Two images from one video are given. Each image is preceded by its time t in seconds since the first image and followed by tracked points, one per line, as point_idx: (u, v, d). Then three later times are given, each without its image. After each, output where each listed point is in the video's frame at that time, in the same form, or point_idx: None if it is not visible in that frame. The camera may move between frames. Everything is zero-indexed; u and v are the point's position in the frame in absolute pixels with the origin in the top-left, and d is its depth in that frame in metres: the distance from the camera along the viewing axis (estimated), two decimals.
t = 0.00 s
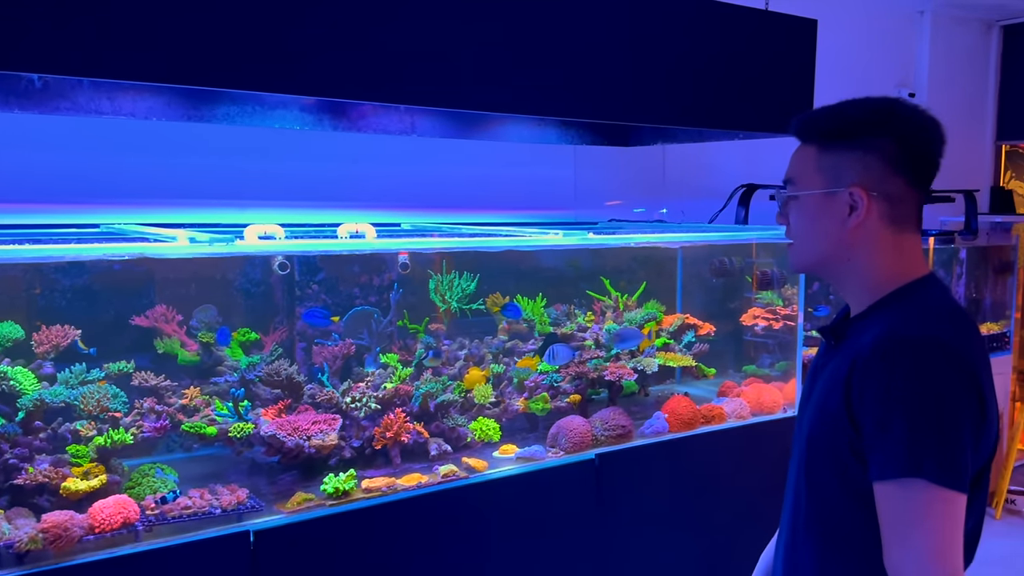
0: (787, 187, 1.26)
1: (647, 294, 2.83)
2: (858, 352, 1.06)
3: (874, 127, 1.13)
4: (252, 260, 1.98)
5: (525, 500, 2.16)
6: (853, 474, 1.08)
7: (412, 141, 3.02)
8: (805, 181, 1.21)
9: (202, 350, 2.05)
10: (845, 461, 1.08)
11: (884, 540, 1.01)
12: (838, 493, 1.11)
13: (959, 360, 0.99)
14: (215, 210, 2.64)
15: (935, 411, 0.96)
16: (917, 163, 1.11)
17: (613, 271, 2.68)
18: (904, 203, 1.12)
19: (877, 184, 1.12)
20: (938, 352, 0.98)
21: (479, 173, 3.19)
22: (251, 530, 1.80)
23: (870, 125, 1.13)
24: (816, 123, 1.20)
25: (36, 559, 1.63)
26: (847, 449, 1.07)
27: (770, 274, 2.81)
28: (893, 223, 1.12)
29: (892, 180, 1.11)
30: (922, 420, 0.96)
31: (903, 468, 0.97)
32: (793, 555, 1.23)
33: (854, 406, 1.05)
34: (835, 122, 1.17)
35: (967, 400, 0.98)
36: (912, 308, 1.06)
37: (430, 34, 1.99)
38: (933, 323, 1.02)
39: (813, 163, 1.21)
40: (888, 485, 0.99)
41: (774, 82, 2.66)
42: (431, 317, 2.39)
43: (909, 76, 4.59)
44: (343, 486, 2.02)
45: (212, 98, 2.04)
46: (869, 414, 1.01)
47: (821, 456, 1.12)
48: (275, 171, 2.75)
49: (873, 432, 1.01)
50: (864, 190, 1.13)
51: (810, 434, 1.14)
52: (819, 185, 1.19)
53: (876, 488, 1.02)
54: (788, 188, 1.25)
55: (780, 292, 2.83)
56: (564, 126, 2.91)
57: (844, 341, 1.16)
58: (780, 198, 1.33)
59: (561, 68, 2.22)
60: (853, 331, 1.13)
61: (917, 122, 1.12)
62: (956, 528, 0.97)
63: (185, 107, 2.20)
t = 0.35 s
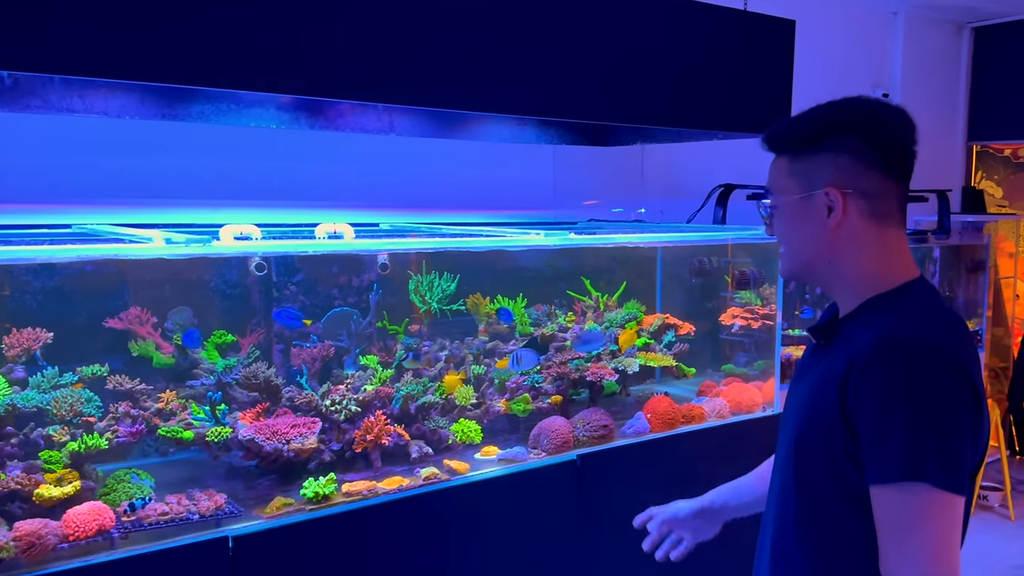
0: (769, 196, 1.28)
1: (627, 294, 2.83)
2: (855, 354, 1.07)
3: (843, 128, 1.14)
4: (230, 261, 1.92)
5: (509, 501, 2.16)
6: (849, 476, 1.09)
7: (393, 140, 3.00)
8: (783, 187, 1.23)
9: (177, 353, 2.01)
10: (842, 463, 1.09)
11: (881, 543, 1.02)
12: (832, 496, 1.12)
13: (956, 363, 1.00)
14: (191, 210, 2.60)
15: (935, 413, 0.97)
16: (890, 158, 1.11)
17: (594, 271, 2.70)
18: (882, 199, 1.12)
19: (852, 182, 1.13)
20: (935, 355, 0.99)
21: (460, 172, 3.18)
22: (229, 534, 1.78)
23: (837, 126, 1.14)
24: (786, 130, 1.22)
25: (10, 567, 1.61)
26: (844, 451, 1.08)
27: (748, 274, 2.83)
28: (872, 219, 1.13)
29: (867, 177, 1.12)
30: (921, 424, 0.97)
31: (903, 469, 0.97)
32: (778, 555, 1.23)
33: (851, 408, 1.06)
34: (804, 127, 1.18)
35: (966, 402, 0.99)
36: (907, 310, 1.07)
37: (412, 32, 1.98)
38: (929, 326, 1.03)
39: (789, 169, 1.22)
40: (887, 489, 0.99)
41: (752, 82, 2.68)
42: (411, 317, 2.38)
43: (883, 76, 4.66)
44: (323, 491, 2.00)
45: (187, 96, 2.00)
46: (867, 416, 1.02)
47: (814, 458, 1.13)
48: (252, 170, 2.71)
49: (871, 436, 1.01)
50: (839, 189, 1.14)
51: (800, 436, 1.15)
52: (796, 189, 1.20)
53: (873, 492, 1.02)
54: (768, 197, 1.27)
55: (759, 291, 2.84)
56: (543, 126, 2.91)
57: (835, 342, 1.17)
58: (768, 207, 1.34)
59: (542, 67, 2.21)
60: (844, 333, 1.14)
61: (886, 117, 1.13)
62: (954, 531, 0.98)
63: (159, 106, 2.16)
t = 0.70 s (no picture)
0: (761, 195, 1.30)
1: (611, 295, 2.87)
2: (843, 360, 1.07)
3: (823, 135, 1.14)
4: (209, 262, 1.87)
5: (494, 505, 2.17)
6: (837, 481, 1.10)
7: (376, 141, 2.98)
8: (768, 189, 1.25)
9: (158, 357, 1.98)
10: (830, 470, 1.10)
11: (867, 548, 1.03)
12: (821, 501, 1.12)
13: (945, 369, 1.00)
14: (170, 211, 2.56)
15: (920, 422, 0.98)
16: (869, 168, 1.10)
17: (577, 272, 2.69)
18: (857, 210, 1.12)
19: (827, 192, 1.14)
20: (923, 361, 1.00)
21: (442, 172, 3.16)
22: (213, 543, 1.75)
23: (818, 133, 1.14)
24: (776, 132, 1.23)
25: None
26: (831, 458, 1.09)
27: (732, 275, 2.81)
28: (846, 230, 1.14)
29: (842, 187, 1.12)
30: (909, 431, 0.98)
31: (889, 477, 0.98)
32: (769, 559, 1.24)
33: (838, 415, 1.06)
34: (789, 131, 1.19)
35: (954, 409, 0.99)
36: (895, 316, 1.08)
37: (395, 33, 1.96)
38: (917, 332, 1.04)
39: (774, 172, 1.24)
40: (874, 495, 1.00)
41: (734, 82, 2.70)
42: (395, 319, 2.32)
43: (861, 77, 4.72)
44: (308, 497, 1.97)
45: (166, 96, 1.97)
46: (854, 423, 1.03)
47: (803, 462, 1.13)
48: (230, 170, 2.66)
49: (858, 442, 1.02)
50: (812, 199, 1.15)
51: (789, 440, 1.15)
52: (777, 194, 1.22)
53: (860, 497, 1.03)
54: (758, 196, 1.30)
55: (742, 292, 2.83)
56: (526, 126, 2.91)
57: (823, 346, 1.18)
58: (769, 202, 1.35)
59: (526, 67, 2.20)
60: (832, 340, 1.15)
61: (869, 126, 1.11)
62: (941, 537, 0.98)
63: (137, 106, 2.13)
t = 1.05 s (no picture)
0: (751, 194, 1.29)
1: (597, 295, 2.81)
2: (834, 361, 1.08)
3: (816, 136, 1.14)
4: (191, 263, 1.85)
5: (481, 506, 2.16)
6: (828, 481, 1.10)
7: (359, 139, 2.96)
8: (758, 188, 1.25)
9: (138, 359, 1.92)
10: (822, 471, 1.10)
11: (859, 549, 1.03)
12: (811, 501, 1.13)
13: (934, 369, 1.01)
14: (151, 211, 2.52)
15: (912, 422, 0.99)
16: (862, 170, 1.11)
17: (563, 272, 2.65)
18: (848, 211, 1.12)
19: (818, 193, 1.14)
20: (912, 362, 1.01)
21: (427, 172, 3.15)
22: (199, 548, 1.74)
23: (810, 134, 1.14)
24: (769, 131, 1.23)
25: None
26: (823, 459, 1.09)
27: (719, 274, 2.85)
28: (837, 231, 1.14)
29: (834, 188, 1.13)
30: (899, 431, 0.99)
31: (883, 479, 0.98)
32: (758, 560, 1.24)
33: (829, 415, 1.07)
34: (781, 131, 1.19)
35: (943, 409, 1.00)
36: (884, 317, 1.08)
37: (380, 30, 1.94)
38: (906, 332, 1.05)
39: (765, 170, 1.24)
40: (866, 496, 1.00)
41: (718, 82, 2.71)
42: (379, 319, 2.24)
43: (842, 77, 4.76)
44: (294, 500, 1.96)
45: (146, 93, 1.94)
46: (846, 424, 1.03)
47: (793, 463, 1.14)
48: (213, 169, 2.63)
49: (848, 443, 1.03)
50: (804, 200, 1.16)
51: (779, 440, 1.16)
52: (768, 193, 1.22)
53: (852, 498, 1.04)
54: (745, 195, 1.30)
55: (726, 291, 2.88)
56: (511, 125, 2.90)
57: (810, 346, 1.18)
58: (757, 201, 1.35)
59: (511, 66, 2.19)
60: (821, 341, 1.16)
61: (864, 129, 1.12)
62: (934, 537, 0.99)
63: (116, 103, 2.09)
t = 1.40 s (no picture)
0: (792, 182, 1.18)
1: (585, 296, 2.80)
2: (829, 360, 1.09)
3: (880, 141, 1.16)
4: (176, 264, 1.84)
5: (470, 507, 2.17)
6: (822, 480, 1.11)
7: (347, 139, 2.95)
8: (819, 179, 1.16)
9: (124, 361, 1.88)
10: (817, 471, 1.11)
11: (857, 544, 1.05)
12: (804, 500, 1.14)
13: (927, 366, 1.03)
14: (137, 211, 2.49)
15: (911, 418, 1.01)
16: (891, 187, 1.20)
17: (551, 272, 2.64)
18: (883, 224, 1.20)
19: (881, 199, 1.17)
20: (908, 359, 1.02)
21: (414, 172, 3.14)
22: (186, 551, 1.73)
23: (879, 138, 1.16)
24: (832, 120, 1.17)
25: None
26: (818, 458, 1.10)
27: (705, 274, 2.85)
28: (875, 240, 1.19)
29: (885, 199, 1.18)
30: (898, 428, 1.00)
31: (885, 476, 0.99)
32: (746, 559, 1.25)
33: (825, 415, 1.08)
34: (858, 127, 1.15)
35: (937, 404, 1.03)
36: (875, 316, 1.10)
37: (368, 30, 1.93)
38: (898, 331, 1.06)
39: (833, 163, 1.16)
40: (865, 494, 1.02)
41: (705, 82, 2.72)
42: (367, 320, 2.24)
43: (826, 78, 4.81)
44: (282, 502, 1.95)
45: (132, 92, 1.92)
46: (844, 423, 1.04)
47: (786, 462, 1.14)
48: (200, 169, 2.61)
49: (847, 442, 1.03)
50: (876, 204, 1.16)
51: (771, 440, 1.16)
52: (838, 190, 1.15)
53: (850, 496, 1.05)
54: (787, 182, 1.19)
55: (714, 291, 2.90)
56: (499, 125, 2.90)
57: (800, 346, 1.19)
58: (756, 189, 1.25)
59: (500, 66, 2.19)
60: (812, 343, 1.16)
61: (900, 142, 1.18)
62: (930, 530, 1.01)
63: (101, 102, 2.07)
